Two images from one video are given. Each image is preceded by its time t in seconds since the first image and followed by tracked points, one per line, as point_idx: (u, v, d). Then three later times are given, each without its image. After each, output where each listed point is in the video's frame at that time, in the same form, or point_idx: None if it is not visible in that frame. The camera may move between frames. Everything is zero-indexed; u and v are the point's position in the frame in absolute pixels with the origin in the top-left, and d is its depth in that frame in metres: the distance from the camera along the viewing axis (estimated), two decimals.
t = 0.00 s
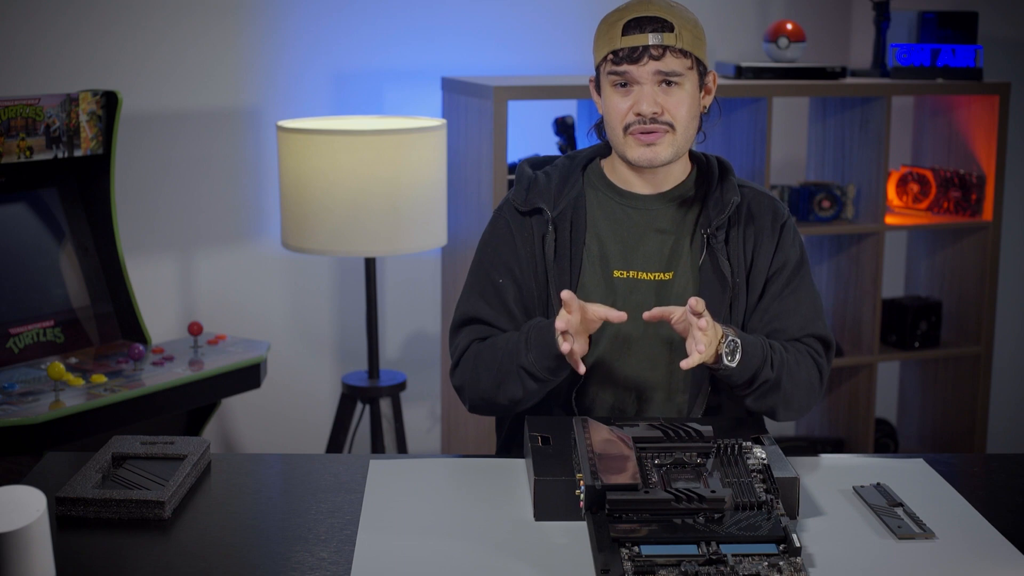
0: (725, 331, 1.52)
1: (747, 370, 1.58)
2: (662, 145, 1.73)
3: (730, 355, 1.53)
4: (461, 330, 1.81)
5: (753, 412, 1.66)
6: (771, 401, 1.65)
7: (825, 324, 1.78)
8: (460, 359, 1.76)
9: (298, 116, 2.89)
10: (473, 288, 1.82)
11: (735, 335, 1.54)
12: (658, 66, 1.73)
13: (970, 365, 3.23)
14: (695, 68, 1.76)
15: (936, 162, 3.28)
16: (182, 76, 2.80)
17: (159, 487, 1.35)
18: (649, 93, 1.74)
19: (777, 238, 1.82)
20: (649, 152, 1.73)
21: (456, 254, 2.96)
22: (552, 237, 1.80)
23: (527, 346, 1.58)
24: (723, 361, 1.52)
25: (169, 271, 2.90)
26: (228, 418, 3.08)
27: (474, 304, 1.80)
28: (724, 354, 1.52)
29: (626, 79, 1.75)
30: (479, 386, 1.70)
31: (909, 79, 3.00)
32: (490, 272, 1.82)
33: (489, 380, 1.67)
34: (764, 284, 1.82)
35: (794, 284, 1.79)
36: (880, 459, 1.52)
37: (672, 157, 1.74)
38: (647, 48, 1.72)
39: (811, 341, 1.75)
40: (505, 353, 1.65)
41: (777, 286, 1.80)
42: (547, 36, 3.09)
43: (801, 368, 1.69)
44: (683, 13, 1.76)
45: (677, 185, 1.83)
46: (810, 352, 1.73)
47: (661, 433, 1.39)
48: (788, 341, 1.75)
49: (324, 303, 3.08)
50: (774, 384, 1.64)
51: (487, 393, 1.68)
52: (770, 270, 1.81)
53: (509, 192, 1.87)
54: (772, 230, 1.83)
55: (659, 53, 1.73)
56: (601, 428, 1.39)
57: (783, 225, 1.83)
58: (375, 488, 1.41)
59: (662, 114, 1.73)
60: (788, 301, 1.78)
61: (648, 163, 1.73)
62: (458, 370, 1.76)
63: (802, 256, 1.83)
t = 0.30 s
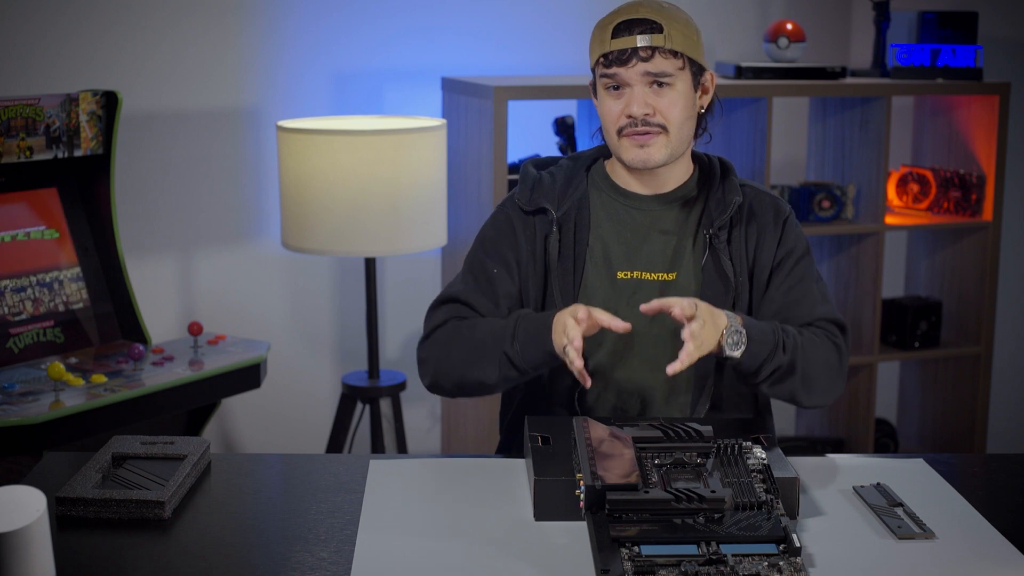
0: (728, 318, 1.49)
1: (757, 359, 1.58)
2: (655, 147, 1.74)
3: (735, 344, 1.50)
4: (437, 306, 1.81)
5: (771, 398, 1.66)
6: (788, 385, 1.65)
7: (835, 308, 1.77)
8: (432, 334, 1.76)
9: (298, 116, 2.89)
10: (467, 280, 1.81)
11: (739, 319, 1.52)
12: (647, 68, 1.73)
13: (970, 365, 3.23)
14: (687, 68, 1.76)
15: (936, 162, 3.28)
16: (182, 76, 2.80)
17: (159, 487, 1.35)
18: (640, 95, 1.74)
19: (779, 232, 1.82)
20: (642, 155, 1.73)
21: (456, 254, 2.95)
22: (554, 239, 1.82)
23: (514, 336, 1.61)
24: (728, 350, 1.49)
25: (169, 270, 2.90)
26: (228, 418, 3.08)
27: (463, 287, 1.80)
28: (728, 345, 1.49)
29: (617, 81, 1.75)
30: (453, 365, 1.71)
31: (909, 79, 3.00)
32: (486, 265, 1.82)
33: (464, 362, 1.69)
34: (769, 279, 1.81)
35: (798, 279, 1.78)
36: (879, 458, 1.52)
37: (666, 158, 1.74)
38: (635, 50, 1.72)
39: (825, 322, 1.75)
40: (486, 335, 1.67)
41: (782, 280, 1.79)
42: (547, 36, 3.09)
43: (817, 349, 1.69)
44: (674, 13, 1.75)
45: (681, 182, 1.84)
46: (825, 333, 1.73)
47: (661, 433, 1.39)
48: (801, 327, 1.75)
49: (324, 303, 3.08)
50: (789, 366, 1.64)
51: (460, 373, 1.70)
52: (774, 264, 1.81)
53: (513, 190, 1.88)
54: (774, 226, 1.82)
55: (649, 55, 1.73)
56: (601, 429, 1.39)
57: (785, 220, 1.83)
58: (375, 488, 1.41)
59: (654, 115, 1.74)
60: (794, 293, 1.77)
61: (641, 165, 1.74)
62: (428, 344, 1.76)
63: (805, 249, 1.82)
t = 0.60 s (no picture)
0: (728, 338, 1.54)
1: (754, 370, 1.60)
2: (654, 143, 1.74)
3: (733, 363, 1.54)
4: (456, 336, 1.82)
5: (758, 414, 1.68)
6: (776, 405, 1.67)
7: (829, 325, 1.79)
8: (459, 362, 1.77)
9: (298, 116, 2.89)
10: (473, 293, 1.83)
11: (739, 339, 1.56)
12: (648, 62, 1.73)
13: (970, 365, 3.23)
14: (687, 64, 1.76)
15: (936, 162, 3.28)
16: (182, 76, 2.80)
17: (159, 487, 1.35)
18: (641, 89, 1.74)
19: (778, 241, 1.82)
20: (641, 150, 1.73)
21: (456, 254, 2.95)
22: (553, 241, 1.81)
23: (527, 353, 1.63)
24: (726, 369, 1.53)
25: (169, 270, 2.90)
26: (228, 418, 3.08)
27: (476, 309, 1.81)
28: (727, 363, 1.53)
29: (618, 75, 1.75)
30: (480, 390, 1.72)
31: (909, 79, 3.00)
32: (490, 275, 1.83)
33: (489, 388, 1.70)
34: (767, 290, 1.82)
35: (798, 287, 1.79)
36: (879, 458, 1.52)
37: (666, 154, 1.74)
38: (637, 44, 1.73)
39: (818, 341, 1.76)
40: (504, 356, 1.68)
41: (779, 291, 1.80)
42: (547, 36, 3.09)
43: (808, 369, 1.70)
44: (675, 9, 1.76)
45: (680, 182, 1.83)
46: (817, 353, 1.74)
47: (661, 433, 1.39)
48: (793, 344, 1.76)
49: (324, 303, 3.08)
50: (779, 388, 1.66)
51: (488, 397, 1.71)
52: (772, 275, 1.81)
53: (510, 196, 1.88)
54: (774, 233, 1.82)
55: (650, 49, 1.73)
56: (601, 430, 1.39)
57: (786, 226, 1.83)
58: (375, 488, 1.41)
59: (654, 110, 1.74)
60: (790, 305, 1.78)
61: (640, 161, 1.73)
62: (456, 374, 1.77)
63: (804, 257, 1.83)
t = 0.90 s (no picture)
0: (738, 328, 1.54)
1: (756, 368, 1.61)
2: (672, 137, 1.75)
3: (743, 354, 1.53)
4: (461, 334, 1.82)
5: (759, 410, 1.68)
6: (775, 402, 1.67)
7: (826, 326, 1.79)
8: (464, 362, 1.77)
9: (299, 116, 2.89)
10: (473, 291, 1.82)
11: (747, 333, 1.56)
12: (671, 56, 1.75)
13: (969, 365, 3.23)
14: (705, 62, 1.79)
15: (936, 162, 3.28)
16: (182, 76, 2.80)
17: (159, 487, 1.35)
18: (661, 83, 1.76)
19: (778, 241, 1.83)
20: (659, 144, 1.75)
21: (456, 254, 2.95)
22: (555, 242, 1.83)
23: (532, 343, 1.61)
24: (735, 360, 1.52)
25: (169, 270, 2.91)
26: (228, 418, 3.08)
27: (479, 307, 1.81)
28: (737, 355, 1.52)
29: (638, 68, 1.77)
30: (485, 388, 1.71)
31: (909, 79, 3.00)
32: (491, 271, 1.83)
33: (494, 385, 1.70)
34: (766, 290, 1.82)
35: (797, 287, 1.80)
36: (878, 458, 1.52)
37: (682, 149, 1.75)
38: (660, 38, 1.75)
39: (816, 342, 1.77)
40: (507, 354, 1.67)
41: (779, 293, 1.80)
42: (547, 36, 3.08)
43: (806, 368, 1.71)
44: (694, 6, 1.78)
45: (682, 181, 1.84)
46: (815, 353, 1.75)
47: (661, 433, 1.39)
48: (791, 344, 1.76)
49: (325, 303, 3.08)
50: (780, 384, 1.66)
51: (494, 395, 1.70)
52: (772, 275, 1.82)
53: (511, 195, 1.88)
54: (774, 233, 1.84)
55: (673, 43, 1.75)
56: (602, 429, 1.39)
57: (787, 226, 1.85)
58: (375, 488, 1.41)
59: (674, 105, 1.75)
60: (789, 305, 1.78)
61: (655, 157, 1.75)
62: (462, 374, 1.77)
63: (803, 256, 1.84)
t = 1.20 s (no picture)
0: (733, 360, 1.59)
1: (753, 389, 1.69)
2: (668, 143, 1.88)
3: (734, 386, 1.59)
4: (460, 343, 1.93)
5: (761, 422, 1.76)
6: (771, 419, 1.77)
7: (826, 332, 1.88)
8: (463, 372, 1.88)
9: (299, 116, 2.89)
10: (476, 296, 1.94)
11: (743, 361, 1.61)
12: (672, 62, 1.87)
13: (969, 365, 3.23)
14: (705, 67, 1.90)
15: (936, 162, 3.28)
16: (183, 77, 2.81)
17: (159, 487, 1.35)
18: (661, 89, 1.88)
19: (781, 248, 1.93)
20: (657, 148, 1.88)
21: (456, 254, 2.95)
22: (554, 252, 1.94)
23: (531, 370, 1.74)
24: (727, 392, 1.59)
25: (169, 270, 2.90)
26: (228, 418, 3.08)
27: (476, 320, 1.92)
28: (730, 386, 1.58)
29: (638, 72, 1.88)
30: (484, 405, 1.84)
31: (909, 79, 3.00)
32: (491, 279, 1.96)
33: (493, 401, 1.83)
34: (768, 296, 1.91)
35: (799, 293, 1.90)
36: (878, 458, 1.52)
37: (677, 154, 1.89)
38: (662, 44, 1.85)
39: (813, 352, 1.86)
40: (507, 374, 1.80)
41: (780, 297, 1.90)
42: (547, 36, 3.08)
43: (802, 383, 1.79)
44: (698, 10, 1.88)
45: (682, 187, 1.97)
46: (811, 363, 1.84)
47: (661, 433, 1.39)
48: (791, 354, 1.87)
49: (325, 302, 3.08)
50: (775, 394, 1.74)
51: (492, 409, 1.84)
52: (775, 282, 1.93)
53: (511, 198, 1.99)
54: (777, 237, 1.94)
55: (674, 50, 1.86)
56: (602, 429, 1.39)
57: (789, 229, 1.94)
58: (375, 488, 1.41)
59: (672, 111, 1.88)
60: (791, 313, 1.89)
61: (653, 160, 1.88)
62: (461, 383, 1.88)
63: (805, 261, 1.94)
